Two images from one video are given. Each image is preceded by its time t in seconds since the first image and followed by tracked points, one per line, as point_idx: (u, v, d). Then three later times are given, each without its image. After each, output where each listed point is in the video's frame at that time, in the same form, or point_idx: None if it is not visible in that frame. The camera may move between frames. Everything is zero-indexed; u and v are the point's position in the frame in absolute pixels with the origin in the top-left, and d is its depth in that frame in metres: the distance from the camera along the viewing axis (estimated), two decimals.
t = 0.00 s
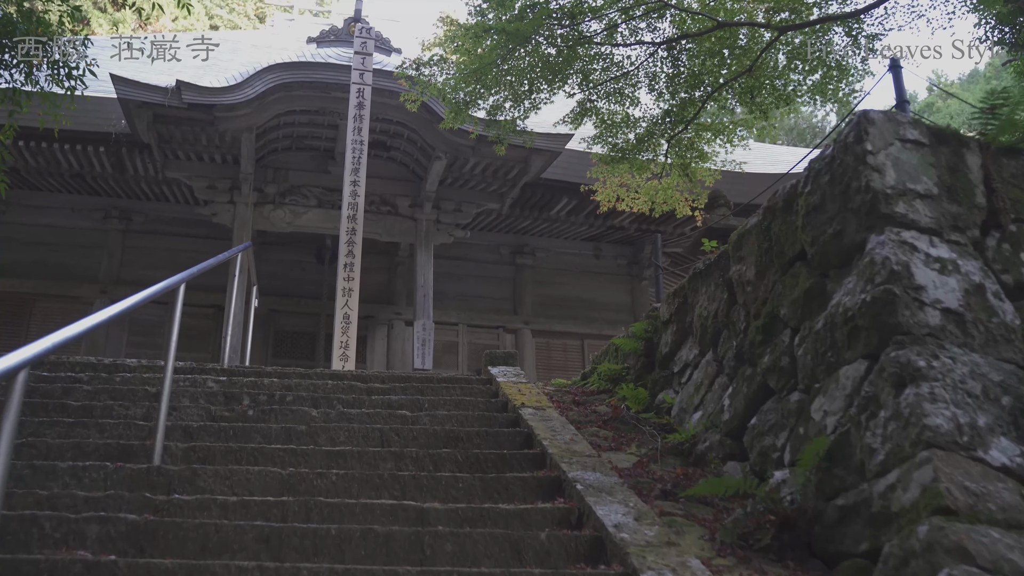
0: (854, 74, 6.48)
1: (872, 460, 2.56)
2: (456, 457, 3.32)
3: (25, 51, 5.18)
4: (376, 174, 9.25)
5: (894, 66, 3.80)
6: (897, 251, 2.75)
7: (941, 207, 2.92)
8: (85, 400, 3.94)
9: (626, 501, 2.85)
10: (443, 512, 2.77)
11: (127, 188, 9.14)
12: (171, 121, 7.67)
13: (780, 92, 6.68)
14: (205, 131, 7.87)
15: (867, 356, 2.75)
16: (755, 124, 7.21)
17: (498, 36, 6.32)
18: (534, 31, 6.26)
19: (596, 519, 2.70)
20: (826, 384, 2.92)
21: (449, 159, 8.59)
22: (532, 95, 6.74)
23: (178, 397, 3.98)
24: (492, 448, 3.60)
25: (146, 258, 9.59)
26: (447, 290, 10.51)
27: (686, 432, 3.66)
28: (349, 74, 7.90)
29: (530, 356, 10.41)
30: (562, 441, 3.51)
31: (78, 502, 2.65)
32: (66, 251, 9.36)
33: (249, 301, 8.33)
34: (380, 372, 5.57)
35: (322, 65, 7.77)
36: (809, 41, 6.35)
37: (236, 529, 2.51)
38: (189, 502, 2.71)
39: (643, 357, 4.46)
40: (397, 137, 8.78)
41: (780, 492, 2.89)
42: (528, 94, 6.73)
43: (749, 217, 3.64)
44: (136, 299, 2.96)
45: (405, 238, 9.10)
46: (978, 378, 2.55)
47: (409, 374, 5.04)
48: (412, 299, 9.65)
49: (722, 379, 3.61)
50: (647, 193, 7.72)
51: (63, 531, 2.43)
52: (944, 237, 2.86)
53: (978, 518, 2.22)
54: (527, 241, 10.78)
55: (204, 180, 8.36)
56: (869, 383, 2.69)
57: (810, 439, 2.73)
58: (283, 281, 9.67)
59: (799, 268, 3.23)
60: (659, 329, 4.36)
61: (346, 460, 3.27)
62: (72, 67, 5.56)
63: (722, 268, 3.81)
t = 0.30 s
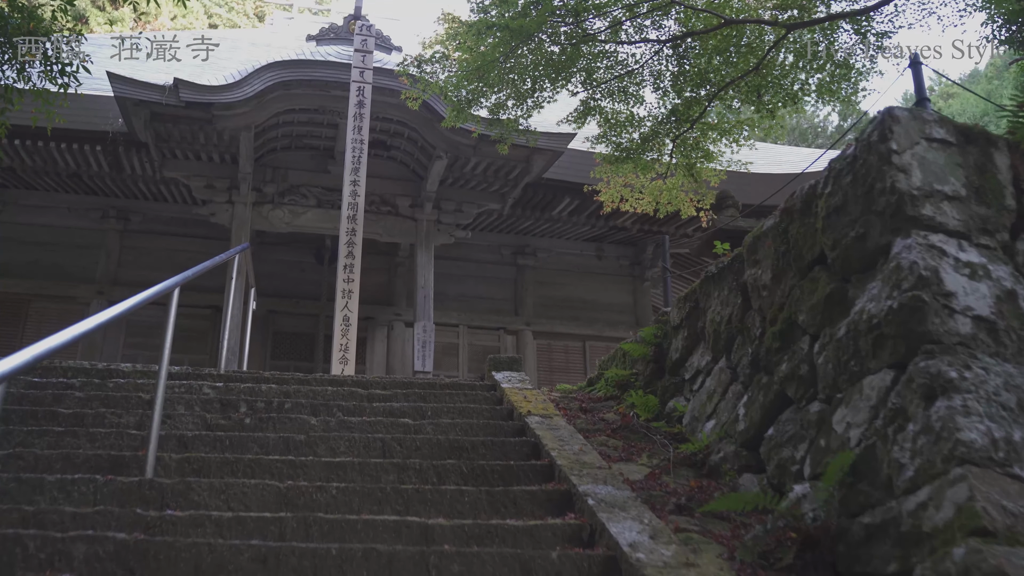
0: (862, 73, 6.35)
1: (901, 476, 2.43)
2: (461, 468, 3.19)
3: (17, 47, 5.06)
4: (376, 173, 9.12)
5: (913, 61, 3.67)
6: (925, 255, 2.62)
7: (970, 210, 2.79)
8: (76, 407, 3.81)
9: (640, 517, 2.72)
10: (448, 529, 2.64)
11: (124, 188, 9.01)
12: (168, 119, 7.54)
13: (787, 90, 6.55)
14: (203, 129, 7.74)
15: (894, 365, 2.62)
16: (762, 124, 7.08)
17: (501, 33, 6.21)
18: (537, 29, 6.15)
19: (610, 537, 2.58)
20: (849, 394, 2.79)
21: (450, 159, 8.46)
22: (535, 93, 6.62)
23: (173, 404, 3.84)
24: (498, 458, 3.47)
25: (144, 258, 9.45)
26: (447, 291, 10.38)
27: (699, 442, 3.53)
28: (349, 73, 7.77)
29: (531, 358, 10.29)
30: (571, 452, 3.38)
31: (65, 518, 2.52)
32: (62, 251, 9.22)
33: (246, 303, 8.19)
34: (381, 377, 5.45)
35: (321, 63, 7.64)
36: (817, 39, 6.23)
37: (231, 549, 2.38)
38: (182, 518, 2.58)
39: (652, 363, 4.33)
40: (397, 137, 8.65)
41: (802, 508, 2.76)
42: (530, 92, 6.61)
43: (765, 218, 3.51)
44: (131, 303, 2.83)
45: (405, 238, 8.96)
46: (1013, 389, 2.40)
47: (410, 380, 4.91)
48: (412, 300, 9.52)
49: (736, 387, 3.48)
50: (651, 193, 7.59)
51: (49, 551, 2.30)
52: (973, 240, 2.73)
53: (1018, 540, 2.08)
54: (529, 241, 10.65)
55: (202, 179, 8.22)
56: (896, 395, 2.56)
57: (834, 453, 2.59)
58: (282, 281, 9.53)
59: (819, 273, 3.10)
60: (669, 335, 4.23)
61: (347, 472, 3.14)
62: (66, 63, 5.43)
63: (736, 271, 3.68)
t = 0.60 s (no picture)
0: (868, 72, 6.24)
1: (925, 489, 2.31)
2: (463, 478, 3.08)
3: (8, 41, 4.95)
4: (375, 173, 9.00)
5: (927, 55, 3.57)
6: (948, 258, 2.51)
7: (994, 210, 2.68)
8: (67, 412, 3.69)
9: (651, 530, 2.61)
10: (451, 542, 2.53)
11: (121, 187, 8.89)
12: (165, 118, 7.42)
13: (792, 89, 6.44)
14: (200, 128, 7.61)
15: (916, 372, 2.51)
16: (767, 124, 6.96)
17: (502, 30, 6.12)
18: (539, 26, 6.06)
19: (620, 552, 2.47)
20: (868, 402, 2.69)
21: (449, 158, 8.34)
22: (537, 92, 6.51)
23: (166, 410, 3.73)
24: (501, 466, 3.35)
25: (141, 259, 9.32)
26: (447, 291, 10.27)
27: (709, 450, 3.42)
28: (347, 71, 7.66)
29: (532, 359, 10.17)
30: (577, 460, 3.27)
31: (49, 532, 2.41)
32: (58, 251, 9.10)
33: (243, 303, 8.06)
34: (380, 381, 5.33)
35: (320, 61, 7.53)
36: (823, 37, 6.12)
37: (224, 565, 2.27)
38: (173, 532, 2.47)
39: (658, 367, 4.21)
40: (396, 136, 8.54)
41: (820, 520, 2.64)
42: (532, 91, 6.50)
43: (777, 219, 3.39)
44: (123, 305, 2.72)
45: (404, 238, 8.84)
46: None
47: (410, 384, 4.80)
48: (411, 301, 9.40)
49: (748, 393, 3.37)
50: (654, 194, 7.48)
51: (31, 567, 2.18)
52: (998, 241, 2.62)
53: None
54: (529, 242, 10.54)
55: (199, 178, 8.10)
56: (919, 403, 2.45)
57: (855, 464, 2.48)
58: (279, 281, 9.41)
59: (835, 275, 2.99)
60: (676, 338, 4.11)
61: (345, 481, 3.03)
62: (58, 59, 5.32)
63: (746, 273, 3.57)
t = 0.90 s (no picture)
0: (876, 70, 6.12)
1: (955, 508, 2.19)
2: (466, 491, 2.96)
3: None
4: (373, 172, 8.87)
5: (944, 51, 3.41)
6: (977, 263, 2.38)
7: None
8: (55, 420, 3.56)
9: (664, 548, 2.49)
10: (454, 560, 2.41)
11: (117, 186, 8.75)
12: (161, 116, 7.29)
13: (799, 88, 6.32)
14: (197, 127, 7.48)
15: (943, 383, 2.38)
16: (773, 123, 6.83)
17: (503, 26, 6.02)
18: (541, 23, 5.97)
19: (633, 573, 2.35)
20: (890, 414, 2.56)
21: (449, 158, 8.22)
22: (538, 91, 6.40)
23: (158, 418, 3.60)
24: (506, 478, 3.23)
25: (136, 259, 9.19)
26: (446, 292, 10.14)
27: (721, 460, 3.30)
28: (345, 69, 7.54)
29: (532, 360, 10.05)
30: (584, 471, 3.16)
31: (31, 550, 2.28)
32: (52, 250, 8.96)
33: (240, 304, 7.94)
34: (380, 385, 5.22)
35: (318, 59, 7.41)
36: (830, 35, 6.00)
37: None
38: (162, 550, 2.34)
39: (665, 373, 4.09)
40: (395, 135, 8.42)
41: (840, 537, 2.52)
42: (533, 89, 6.38)
43: (792, 221, 3.27)
44: (115, 309, 2.59)
45: (404, 239, 8.71)
46: None
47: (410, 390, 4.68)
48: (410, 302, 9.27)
49: (761, 402, 3.24)
50: (657, 194, 7.35)
51: None
52: None
53: None
54: (529, 242, 10.41)
55: (196, 178, 7.97)
56: (947, 416, 2.32)
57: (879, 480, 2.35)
58: (277, 282, 9.28)
59: (854, 280, 2.87)
60: (684, 343, 3.99)
61: (343, 494, 2.91)
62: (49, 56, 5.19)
63: (759, 277, 3.44)
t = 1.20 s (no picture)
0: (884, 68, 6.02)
1: (990, 522, 2.08)
2: (473, 501, 2.85)
3: None
4: (373, 172, 8.75)
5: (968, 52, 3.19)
6: (1010, 265, 2.27)
7: None
8: (46, 427, 3.45)
9: (682, 564, 2.38)
10: None
11: (114, 187, 8.64)
12: (158, 116, 7.17)
13: (805, 86, 6.22)
14: (194, 126, 7.37)
15: (974, 391, 2.27)
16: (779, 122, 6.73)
17: (505, 23, 5.93)
18: (543, 21, 5.88)
19: None
20: (917, 422, 2.45)
21: (449, 157, 8.10)
22: (541, 89, 6.30)
23: (154, 425, 3.49)
24: (513, 488, 3.12)
25: (133, 260, 9.06)
26: (446, 293, 10.02)
27: (736, 469, 3.19)
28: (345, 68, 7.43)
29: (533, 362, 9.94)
30: (595, 480, 3.05)
31: (17, 566, 2.17)
32: (48, 252, 8.84)
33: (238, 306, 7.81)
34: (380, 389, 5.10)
35: (316, 58, 7.30)
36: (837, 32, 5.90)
37: None
38: (155, 567, 2.23)
39: (675, 378, 3.97)
40: (395, 134, 8.31)
41: (866, 551, 2.41)
42: (535, 88, 6.30)
43: (809, 221, 3.16)
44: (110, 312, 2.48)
45: (403, 239, 8.59)
46: None
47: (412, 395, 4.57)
48: (410, 303, 9.15)
49: (777, 409, 3.13)
50: (661, 194, 7.24)
51: None
52: None
53: None
54: (529, 242, 10.30)
55: (193, 178, 7.85)
56: (979, 425, 2.21)
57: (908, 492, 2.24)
58: (275, 283, 9.16)
59: (876, 283, 2.76)
60: (694, 347, 3.87)
61: (345, 506, 2.79)
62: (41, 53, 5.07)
63: (774, 279, 3.33)
